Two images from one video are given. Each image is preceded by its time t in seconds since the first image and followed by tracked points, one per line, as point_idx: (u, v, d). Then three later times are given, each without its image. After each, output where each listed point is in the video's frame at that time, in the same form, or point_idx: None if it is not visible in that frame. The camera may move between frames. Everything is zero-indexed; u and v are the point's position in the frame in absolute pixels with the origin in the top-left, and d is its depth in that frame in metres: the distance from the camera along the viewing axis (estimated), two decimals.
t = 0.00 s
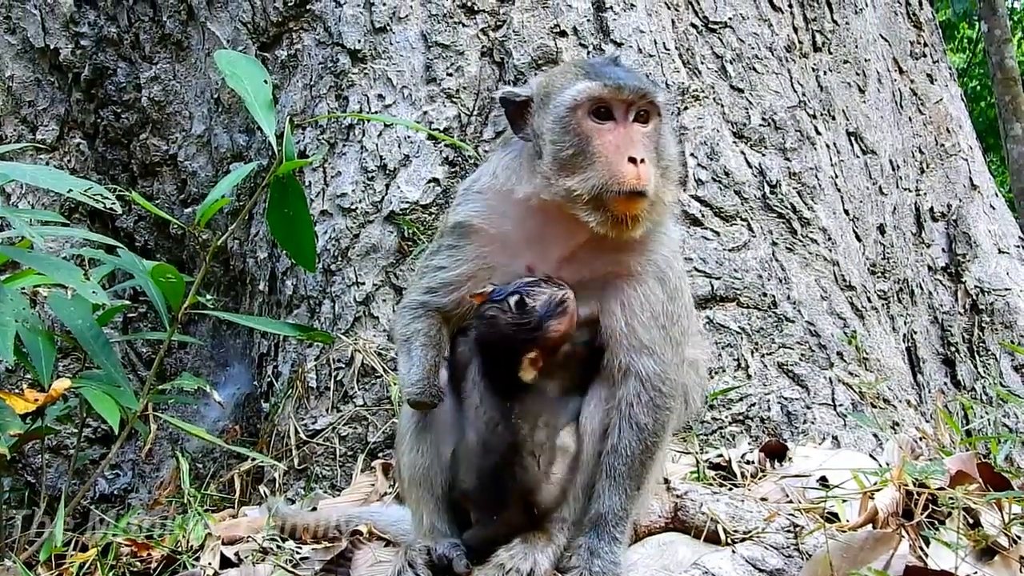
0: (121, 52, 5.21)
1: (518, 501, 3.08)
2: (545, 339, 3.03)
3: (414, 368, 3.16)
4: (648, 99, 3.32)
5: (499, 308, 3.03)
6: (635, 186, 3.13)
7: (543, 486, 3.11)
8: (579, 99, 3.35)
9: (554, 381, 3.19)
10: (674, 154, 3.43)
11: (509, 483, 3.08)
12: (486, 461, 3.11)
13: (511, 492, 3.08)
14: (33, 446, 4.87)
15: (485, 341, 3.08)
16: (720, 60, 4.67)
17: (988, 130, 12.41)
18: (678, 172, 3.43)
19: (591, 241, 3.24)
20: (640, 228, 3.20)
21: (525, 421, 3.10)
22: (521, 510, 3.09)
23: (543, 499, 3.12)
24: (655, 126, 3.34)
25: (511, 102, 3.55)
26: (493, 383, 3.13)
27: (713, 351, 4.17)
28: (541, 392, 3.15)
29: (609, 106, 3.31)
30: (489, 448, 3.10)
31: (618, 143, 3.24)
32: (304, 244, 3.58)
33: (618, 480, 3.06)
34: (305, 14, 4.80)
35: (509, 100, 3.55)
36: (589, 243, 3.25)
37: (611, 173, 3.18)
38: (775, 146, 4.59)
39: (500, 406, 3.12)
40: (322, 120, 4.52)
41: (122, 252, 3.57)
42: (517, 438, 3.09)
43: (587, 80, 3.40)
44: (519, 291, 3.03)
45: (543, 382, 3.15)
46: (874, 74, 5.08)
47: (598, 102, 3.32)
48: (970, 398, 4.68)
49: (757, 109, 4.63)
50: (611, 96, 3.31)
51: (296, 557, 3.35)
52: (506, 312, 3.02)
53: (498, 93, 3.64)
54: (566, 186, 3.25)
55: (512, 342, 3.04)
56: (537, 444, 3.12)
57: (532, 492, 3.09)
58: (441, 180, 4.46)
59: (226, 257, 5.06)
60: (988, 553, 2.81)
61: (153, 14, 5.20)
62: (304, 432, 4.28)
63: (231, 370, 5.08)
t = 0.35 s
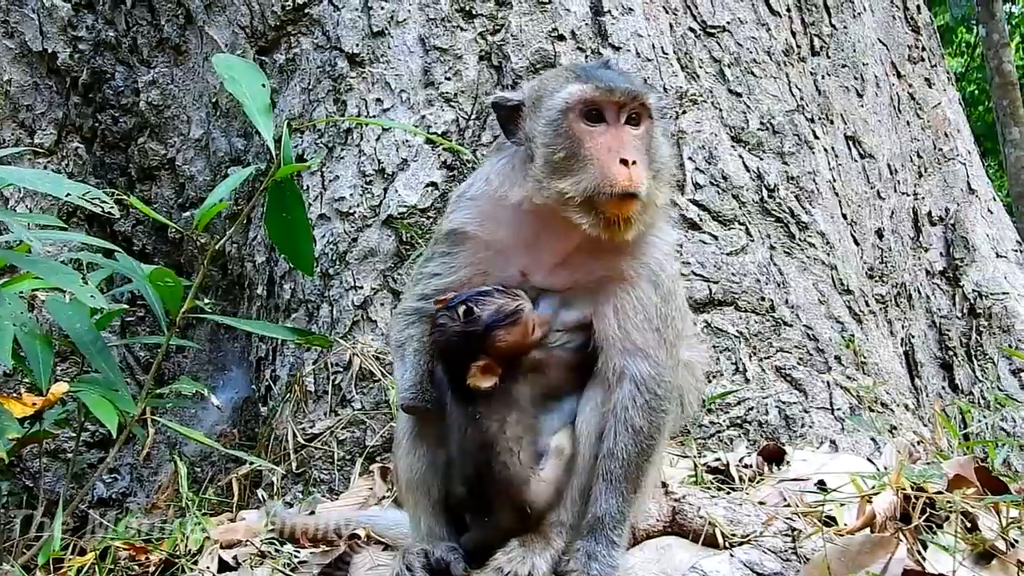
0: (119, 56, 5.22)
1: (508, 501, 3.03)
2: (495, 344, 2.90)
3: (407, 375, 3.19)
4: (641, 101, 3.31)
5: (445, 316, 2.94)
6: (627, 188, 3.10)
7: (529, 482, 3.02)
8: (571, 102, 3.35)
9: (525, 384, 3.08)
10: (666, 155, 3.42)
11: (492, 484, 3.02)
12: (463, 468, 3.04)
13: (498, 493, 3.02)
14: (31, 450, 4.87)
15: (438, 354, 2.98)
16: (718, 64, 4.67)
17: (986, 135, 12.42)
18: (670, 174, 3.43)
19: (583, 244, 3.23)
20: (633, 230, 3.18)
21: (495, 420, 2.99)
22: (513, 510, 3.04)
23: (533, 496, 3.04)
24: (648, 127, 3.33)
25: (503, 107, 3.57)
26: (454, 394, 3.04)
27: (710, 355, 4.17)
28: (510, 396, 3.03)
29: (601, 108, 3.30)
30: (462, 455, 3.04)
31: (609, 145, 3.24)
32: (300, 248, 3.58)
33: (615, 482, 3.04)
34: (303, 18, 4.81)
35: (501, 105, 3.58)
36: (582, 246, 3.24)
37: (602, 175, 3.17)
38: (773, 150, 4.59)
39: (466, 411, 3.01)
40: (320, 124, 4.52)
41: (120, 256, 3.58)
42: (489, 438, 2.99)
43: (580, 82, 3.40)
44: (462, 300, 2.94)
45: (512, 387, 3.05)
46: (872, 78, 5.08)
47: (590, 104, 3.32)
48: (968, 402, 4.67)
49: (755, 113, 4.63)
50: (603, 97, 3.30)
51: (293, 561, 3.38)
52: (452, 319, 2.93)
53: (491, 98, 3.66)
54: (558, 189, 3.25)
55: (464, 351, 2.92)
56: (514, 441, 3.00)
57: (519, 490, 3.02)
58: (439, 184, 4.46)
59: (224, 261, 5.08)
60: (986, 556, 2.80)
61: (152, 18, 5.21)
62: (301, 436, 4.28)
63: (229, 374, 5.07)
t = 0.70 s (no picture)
0: (117, 57, 5.21)
1: (506, 502, 2.99)
2: (486, 349, 2.89)
3: (403, 379, 3.19)
4: (636, 101, 3.31)
5: (435, 324, 2.96)
6: (621, 189, 3.10)
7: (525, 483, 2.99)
8: (565, 103, 3.35)
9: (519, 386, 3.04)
10: (662, 156, 3.42)
11: (487, 486, 2.97)
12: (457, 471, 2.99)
13: (494, 494, 2.98)
14: (28, 451, 4.87)
15: (429, 363, 2.98)
16: (716, 65, 4.69)
17: (983, 135, 12.43)
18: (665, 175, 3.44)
19: (580, 245, 3.24)
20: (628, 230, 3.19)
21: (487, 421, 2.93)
22: (510, 510, 3.01)
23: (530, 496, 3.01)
24: (643, 128, 3.33)
25: (498, 109, 3.57)
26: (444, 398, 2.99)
27: (708, 356, 4.17)
28: (502, 397, 2.98)
29: (595, 108, 3.30)
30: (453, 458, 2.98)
31: (604, 145, 3.23)
32: (299, 248, 3.57)
33: (613, 484, 3.05)
34: (301, 19, 4.82)
35: (496, 107, 3.58)
36: (579, 247, 3.25)
37: (597, 175, 3.17)
38: (770, 151, 4.59)
39: (457, 413, 2.95)
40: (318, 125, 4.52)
41: (118, 256, 3.55)
42: (481, 439, 2.93)
43: (574, 83, 3.40)
44: (451, 309, 2.95)
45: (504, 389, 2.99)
46: (869, 79, 5.09)
47: (584, 105, 3.31)
48: (966, 403, 4.68)
49: (753, 114, 4.64)
50: (597, 97, 3.30)
51: (292, 561, 3.37)
52: (444, 328, 2.94)
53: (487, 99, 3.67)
54: (554, 190, 3.25)
55: (456, 357, 2.90)
56: (507, 441, 2.95)
57: (516, 491, 2.98)
58: (437, 185, 4.46)
59: (221, 262, 5.06)
60: (984, 557, 2.80)
61: (149, 19, 5.20)
62: (299, 437, 4.28)
63: (226, 376, 5.08)
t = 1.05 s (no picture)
0: (115, 59, 5.21)
1: (504, 504, 2.98)
2: (485, 353, 2.89)
3: (402, 380, 3.18)
4: (635, 103, 3.34)
5: (434, 330, 2.96)
6: (619, 190, 3.13)
7: (523, 484, 2.97)
8: (563, 103, 3.38)
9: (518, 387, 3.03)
10: (663, 159, 3.45)
11: (485, 490, 2.95)
12: (454, 474, 2.97)
13: (492, 496, 2.96)
14: (28, 453, 4.87)
15: (428, 367, 2.97)
16: (714, 66, 4.68)
17: (981, 134, 12.44)
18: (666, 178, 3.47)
19: (583, 248, 3.24)
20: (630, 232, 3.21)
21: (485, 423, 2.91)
22: (508, 511, 3.00)
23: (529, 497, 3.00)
24: (643, 130, 3.36)
25: (498, 110, 3.59)
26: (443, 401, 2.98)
27: (707, 356, 4.16)
28: (502, 399, 2.96)
29: (593, 109, 3.33)
30: (450, 460, 2.97)
31: (604, 147, 3.26)
32: (298, 250, 3.56)
33: (613, 485, 3.05)
34: (299, 21, 4.82)
35: (497, 108, 3.59)
36: (577, 249, 3.25)
37: (595, 176, 3.19)
38: (768, 151, 4.60)
39: (456, 416, 2.93)
40: (317, 126, 4.53)
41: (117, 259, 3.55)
42: (479, 442, 2.90)
43: (572, 84, 3.43)
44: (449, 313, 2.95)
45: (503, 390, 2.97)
46: (868, 80, 5.09)
47: (582, 106, 3.35)
48: (965, 403, 4.68)
49: (751, 115, 4.64)
50: (597, 100, 3.34)
51: (291, 563, 3.38)
52: (441, 333, 2.94)
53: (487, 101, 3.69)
54: (552, 191, 3.26)
55: (456, 361, 2.90)
56: (505, 443, 2.93)
57: (514, 492, 2.97)
58: (436, 186, 4.46)
59: (220, 264, 5.06)
60: (984, 557, 2.80)
61: (147, 20, 5.20)
62: (298, 438, 4.27)
63: (225, 378, 5.08)
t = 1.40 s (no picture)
0: (113, 61, 5.21)
1: (501, 502, 2.97)
2: (475, 352, 2.89)
3: (395, 379, 3.18)
4: (590, 94, 3.38)
5: (424, 334, 2.97)
6: (551, 180, 3.08)
7: (520, 483, 2.97)
8: (521, 98, 3.41)
9: (512, 386, 3.03)
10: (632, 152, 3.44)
11: (483, 489, 2.94)
12: (450, 474, 2.96)
13: (488, 494, 2.95)
14: (26, 455, 4.86)
15: (420, 370, 2.97)
16: (712, 67, 4.68)
17: (978, 135, 12.45)
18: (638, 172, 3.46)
19: (553, 243, 3.23)
20: (577, 222, 3.17)
21: (479, 422, 2.90)
22: (506, 509, 2.99)
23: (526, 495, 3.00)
24: (603, 121, 3.38)
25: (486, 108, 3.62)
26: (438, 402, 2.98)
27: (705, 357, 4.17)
28: (496, 398, 2.96)
29: (546, 101, 3.36)
30: (446, 460, 2.97)
31: (551, 138, 3.24)
32: (295, 251, 3.56)
33: (611, 485, 3.05)
34: (296, 22, 4.81)
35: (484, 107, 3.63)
36: (569, 249, 3.24)
37: (536, 168, 3.16)
38: (766, 152, 4.59)
39: (451, 415, 2.91)
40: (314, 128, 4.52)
41: (115, 261, 3.55)
42: (475, 441, 2.90)
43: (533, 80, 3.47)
44: (436, 316, 2.96)
45: (497, 389, 2.97)
46: (865, 80, 5.09)
47: (537, 99, 3.37)
48: (963, 404, 4.69)
49: (749, 115, 4.64)
50: (552, 94, 3.37)
51: (290, 565, 3.38)
52: (431, 337, 2.95)
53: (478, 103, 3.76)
54: (511, 184, 3.28)
55: (447, 363, 2.91)
56: (500, 441, 2.93)
57: (511, 491, 2.96)
58: (433, 188, 4.46)
59: (218, 266, 5.06)
60: (983, 557, 2.78)
61: (145, 22, 5.21)
62: (297, 440, 4.26)
63: (223, 379, 5.07)
